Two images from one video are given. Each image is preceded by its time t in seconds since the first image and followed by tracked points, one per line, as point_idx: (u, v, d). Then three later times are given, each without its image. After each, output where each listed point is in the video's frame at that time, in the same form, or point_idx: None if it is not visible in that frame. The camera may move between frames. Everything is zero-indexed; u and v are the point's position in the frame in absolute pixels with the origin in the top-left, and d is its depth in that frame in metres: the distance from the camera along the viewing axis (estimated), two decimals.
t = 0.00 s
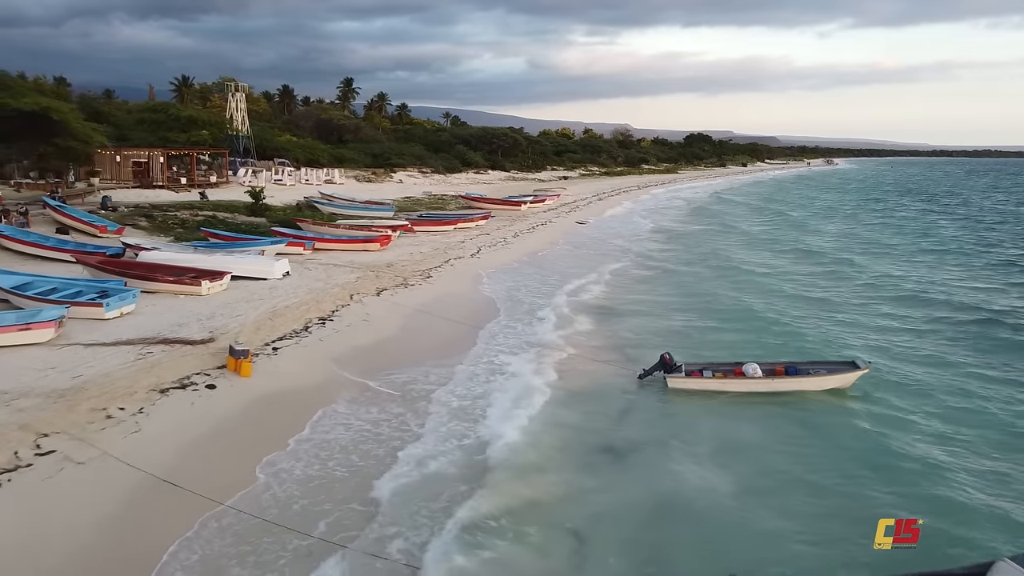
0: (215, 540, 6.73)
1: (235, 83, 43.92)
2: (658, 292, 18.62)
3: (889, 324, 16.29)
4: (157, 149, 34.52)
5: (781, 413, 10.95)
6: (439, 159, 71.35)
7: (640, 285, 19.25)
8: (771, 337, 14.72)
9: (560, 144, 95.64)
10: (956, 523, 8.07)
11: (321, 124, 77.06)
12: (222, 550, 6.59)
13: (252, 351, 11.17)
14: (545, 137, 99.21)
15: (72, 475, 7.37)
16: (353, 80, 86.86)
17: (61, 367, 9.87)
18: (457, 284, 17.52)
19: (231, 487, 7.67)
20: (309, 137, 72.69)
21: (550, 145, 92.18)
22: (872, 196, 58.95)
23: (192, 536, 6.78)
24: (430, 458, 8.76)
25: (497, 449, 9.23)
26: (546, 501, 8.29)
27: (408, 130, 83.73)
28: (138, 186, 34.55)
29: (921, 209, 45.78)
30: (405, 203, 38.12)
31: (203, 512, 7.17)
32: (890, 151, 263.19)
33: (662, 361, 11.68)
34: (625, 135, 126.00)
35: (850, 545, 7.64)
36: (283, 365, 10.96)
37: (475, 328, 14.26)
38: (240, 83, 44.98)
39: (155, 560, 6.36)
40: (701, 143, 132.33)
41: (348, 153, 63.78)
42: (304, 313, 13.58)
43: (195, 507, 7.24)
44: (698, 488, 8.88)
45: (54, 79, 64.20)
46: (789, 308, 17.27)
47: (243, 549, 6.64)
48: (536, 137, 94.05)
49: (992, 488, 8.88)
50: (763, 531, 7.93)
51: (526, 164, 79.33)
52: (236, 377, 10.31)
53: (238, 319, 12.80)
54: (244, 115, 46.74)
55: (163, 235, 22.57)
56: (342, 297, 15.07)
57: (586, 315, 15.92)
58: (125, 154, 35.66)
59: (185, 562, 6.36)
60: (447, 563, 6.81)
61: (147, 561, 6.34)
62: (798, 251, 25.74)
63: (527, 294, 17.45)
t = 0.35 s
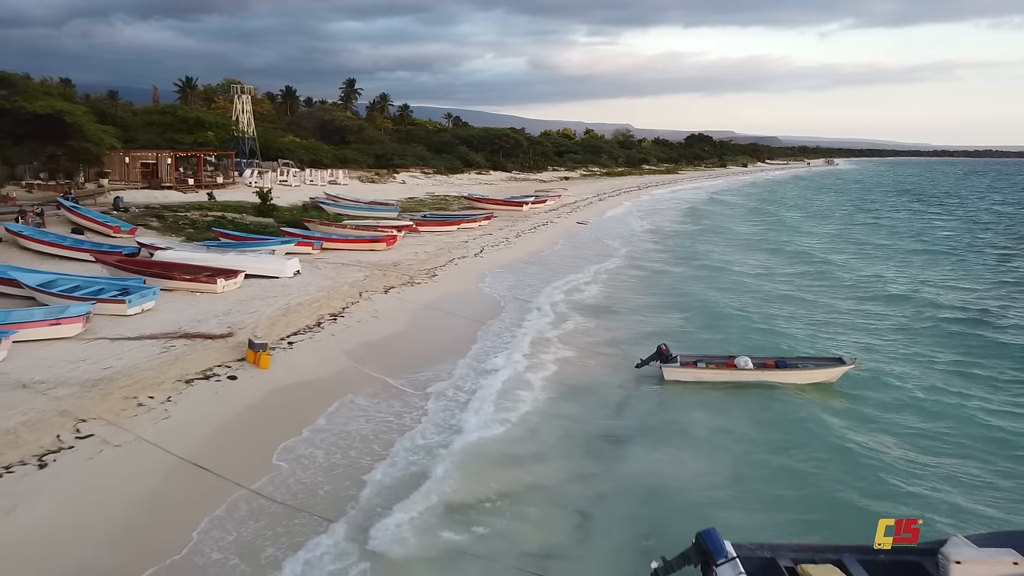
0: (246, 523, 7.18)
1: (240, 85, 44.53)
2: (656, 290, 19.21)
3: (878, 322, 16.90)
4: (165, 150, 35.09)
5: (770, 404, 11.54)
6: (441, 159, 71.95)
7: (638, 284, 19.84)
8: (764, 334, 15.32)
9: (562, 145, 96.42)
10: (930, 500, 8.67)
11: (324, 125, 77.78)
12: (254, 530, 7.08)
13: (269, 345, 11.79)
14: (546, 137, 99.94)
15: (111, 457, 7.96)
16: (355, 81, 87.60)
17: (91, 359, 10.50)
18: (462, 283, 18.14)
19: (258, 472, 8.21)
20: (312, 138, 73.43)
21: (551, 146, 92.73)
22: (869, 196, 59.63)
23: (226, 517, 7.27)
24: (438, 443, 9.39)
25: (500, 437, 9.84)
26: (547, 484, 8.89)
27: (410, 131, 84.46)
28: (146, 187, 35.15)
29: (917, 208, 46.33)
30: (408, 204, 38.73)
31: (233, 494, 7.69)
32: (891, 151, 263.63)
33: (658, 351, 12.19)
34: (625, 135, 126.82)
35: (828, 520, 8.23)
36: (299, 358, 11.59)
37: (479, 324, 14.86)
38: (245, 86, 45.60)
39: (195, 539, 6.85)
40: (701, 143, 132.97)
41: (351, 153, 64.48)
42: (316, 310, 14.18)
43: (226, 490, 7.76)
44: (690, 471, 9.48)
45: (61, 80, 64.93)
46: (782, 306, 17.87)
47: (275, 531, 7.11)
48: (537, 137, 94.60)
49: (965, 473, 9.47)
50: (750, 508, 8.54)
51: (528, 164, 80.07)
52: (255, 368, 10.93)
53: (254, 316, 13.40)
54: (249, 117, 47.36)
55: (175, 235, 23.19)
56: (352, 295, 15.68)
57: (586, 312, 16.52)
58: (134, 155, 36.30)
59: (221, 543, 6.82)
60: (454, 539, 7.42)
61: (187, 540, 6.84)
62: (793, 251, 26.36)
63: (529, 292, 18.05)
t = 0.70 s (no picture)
0: (273, 509, 7.66)
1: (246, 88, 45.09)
2: (654, 289, 19.76)
3: (870, 319, 17.43)
4: (173, 152, 35.65)
5: (761, 396, 12.09)
6: (443, 160, 72.46)
7: (637, 283, 20.39)
8: (758, 332, 15.89)
9: (563, 145, 97.03)
10: (910, 486, 9.22)
11: (327, 126, 78.37)
12: (281, 514, 7.58)
13: (283, 340, 12.34)
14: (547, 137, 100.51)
15: (142, 444, 8.50)
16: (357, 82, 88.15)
17: (115, 354, 11.04)
18: (466, 281, 18.69)
19: (280, 460, 8.71)
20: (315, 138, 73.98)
21: (552, 146, 93.19)
22: (868, 196, 60.18)
23: (254, 502, 7.74)
24: (446, 433, 9.92)
25: (504, 427, 10.38)
26: (550, 470, 9.43)
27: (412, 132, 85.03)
28: (154, 188, 35.69)
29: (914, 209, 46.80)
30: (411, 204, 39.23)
31: (259, 481, 8.18)
32: (892, 151, 263.73)
33: (655, 344, 12.83)
34: (625, 136, 127.38)
35: (815, 502, 8.78)
36: (312, 353, 12.14)
37: (483, 321, 15.42)
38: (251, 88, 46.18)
39: (226, 522, 7.34)
40: (702, 144, 133.44)
41: (354, 154, 65.04)
42: (326, 307, 14.74)
43: (251, 477, 8.25)
44: (685, 459, 10.03)
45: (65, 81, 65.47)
46: (777, 304, 18.42)
47: (300, 515, 7.59)
48: (538, 137, 95.07)
49: (945, 462, 10.01)
50: (742, 491, 9.08)
51: (529, 165, 80.63)
52: (270, 363, 11.48)
53: (267, 313, 13.97)
54: (254, 118, 47.91)
55: (185, 235, 23.73)
56: (360, 293, 16.24)
57: (587, 310, 17.06)
58: (141, 157, 36.87)
59: (252, 528, 7.27)
60: (465, 520, 7.97)
61: (219, 521, 7.33)
62: (790, 251, 26.89)
63: (531, 290, 18.61)
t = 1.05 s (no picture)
0: (301, 495, 8.26)
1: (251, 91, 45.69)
2: (653, 288, 20.37)
3: (861, 317, 18.06)
4: (181, 154, 36.25)
5: (753, 389, 12.72)
6: (445, 161, 73.06)
7: (636, 282, 21.00)
8: (751, 330, 16.53)
9: (565, 146, 97.57)
10: (892, 470, 9.85)
11: (329, 127, 78.93)
12: (309, 500, 8.18)
13: (297, 336, 12.98)
14: (549, 138, 101.03)
15: (172, 433, 9.10)
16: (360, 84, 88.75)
17: (140, 349, 11.65)
18: (470, 281, 19.30)
19: (303, 449, 9.31)
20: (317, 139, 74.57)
21: (553, 147, 93.78)
22: (867, 196, 60.61)
23: (281, 488, 8.35)
24: (457, 424, 10.53)
25: (511, 419, 10.99)
26: (552, 456, 10.08)
27: (413, 133, 85.50)
28: (162, 189, 36.29)
29: (911, 210, 47.39)
30: (415, 206, 39.82)
31: (285, 469, 8.79)
32: (893, 152, 264.16)
33: (650, 340, 13.46)
34: (626, 137, 127.84)
35: (802, 483, 9.40)
36: (325, 349, 12.77)
37: (487, 319, 16.05)
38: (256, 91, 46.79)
39: (258, 506, 7.94)
40: (703, 145, 133.73)
41: (357, 155, 65.63)
42: (337, 306, 15.36)
43: (278, 465, 8.85)
44: (682, 445, 10.64)
45: (71, 83, 66.08)
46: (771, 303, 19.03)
47: (327, 501, 8.19)
48: (539, 138, 95.60)
49: (926, 448, 10.64)
50: (735, 473, 9.70)
51: (530, 166, 81.15)
52: (286, 357, 12.10)
53: (281, 310, 14.61)
54: (259, 121, 48.51)
55: (195, 236, 24.33)
56: (368, 292, 16.88)
57: (587, 308, 17.68)
58: (149, 159, 37.45)
59: (281, 512, 7.87)
60: (480, 502, 8.60)
61: (252, 505, 7.93)
62: (787, 252, 27.47)
63: (533, 290, 19.21)
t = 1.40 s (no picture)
0: (315, 482, 8.78)
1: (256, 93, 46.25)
2: (651, 286, 20.88)
3: (854, 312, 18.58)
4: (187, 156, 36.78)
5: (747, 384, 13.23)
6: (447, 162, 73.58)
7: (635, 280, 21.52)
8: (747, 325, 17.05)
9: (566, 146, 98.09)
10: (877, 460, 10.37)
11: (332, 128, 79.47)
12: (325, 487, 8.69)
13: (309, 333, 13.52)
14: (550, 139, 101.53)
15: (193, 422, 9.63)
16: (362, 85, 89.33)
17: (158, 345, 12.18)
18: (474, 280, 19.83)
19: (316, 441, 9.83)
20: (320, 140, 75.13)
21: (554, 148, 94.19)
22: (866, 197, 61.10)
23: (299, 476, 8.88)
24: (463, 416, 11.06)
25: (516, 412, 11.48)
26: (554, 445, 10.61)
27: (415, 133, 86.05)
28: (168, 190, 36.82)
29: (909, 210, 47.83)
30: (418, 206, 40.35)
31: (299, 458, 9.33)
32: (894, 152, 264.39)
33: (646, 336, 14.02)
34: (627, 137, 128.29)
35: (790, 470, 9.93)
36: (335, 345, 13.30)
37: (491, 317, 16.58)
38: (261, 93, 47.34)
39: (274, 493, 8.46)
40: (704, 145, 134.16)
41: (359, 156, 66.19)
42: (345, 304, 15.90)
43: (293, 455, 9.39)
44: (679, 435, 11.14)
45: (76, 84, 66.70)
46: (766, 300, 19.56)
47: (340, 488, 8.72)
48: (540, 139, 96.12)
49: (910, 439, 11.16)
50: (729, 461, 10.22)
51: (531, 167, 81.64)
52: (298, 353, 12.64)
53: (292, 308, 15.15)
54: (264, 122, 49.04)
55: (203, 237, 24.85)
56: (375, 291, 17.42)
57: (587, 306, 18.20)
58: (156, 160, 37.86)
59: (300, 498, 8.40)
60: (489, 489, 9.12)
61: (269, 492, 8.46)
62: (783, 251, 27.98)
63: (535, 288, 19.73)
